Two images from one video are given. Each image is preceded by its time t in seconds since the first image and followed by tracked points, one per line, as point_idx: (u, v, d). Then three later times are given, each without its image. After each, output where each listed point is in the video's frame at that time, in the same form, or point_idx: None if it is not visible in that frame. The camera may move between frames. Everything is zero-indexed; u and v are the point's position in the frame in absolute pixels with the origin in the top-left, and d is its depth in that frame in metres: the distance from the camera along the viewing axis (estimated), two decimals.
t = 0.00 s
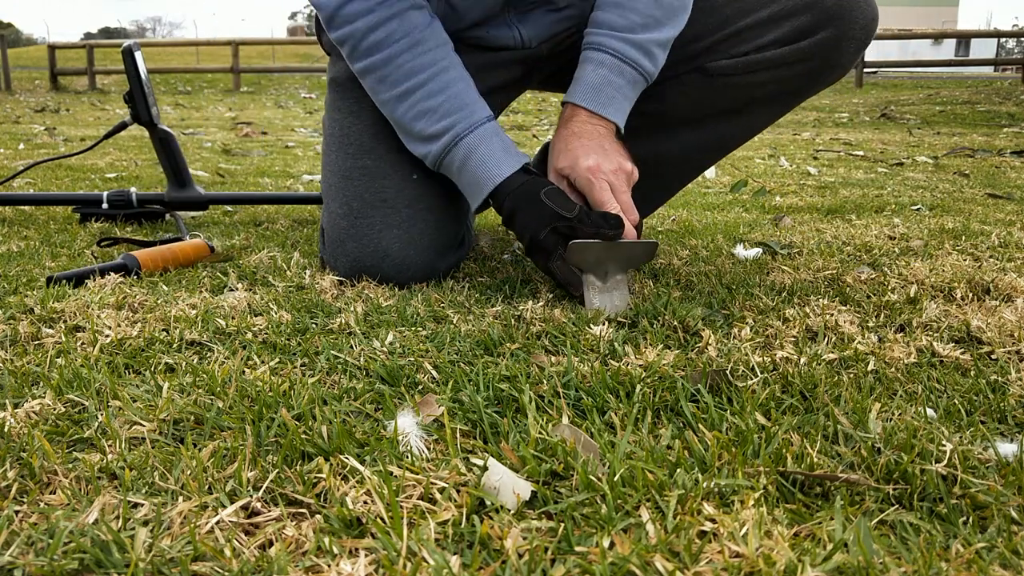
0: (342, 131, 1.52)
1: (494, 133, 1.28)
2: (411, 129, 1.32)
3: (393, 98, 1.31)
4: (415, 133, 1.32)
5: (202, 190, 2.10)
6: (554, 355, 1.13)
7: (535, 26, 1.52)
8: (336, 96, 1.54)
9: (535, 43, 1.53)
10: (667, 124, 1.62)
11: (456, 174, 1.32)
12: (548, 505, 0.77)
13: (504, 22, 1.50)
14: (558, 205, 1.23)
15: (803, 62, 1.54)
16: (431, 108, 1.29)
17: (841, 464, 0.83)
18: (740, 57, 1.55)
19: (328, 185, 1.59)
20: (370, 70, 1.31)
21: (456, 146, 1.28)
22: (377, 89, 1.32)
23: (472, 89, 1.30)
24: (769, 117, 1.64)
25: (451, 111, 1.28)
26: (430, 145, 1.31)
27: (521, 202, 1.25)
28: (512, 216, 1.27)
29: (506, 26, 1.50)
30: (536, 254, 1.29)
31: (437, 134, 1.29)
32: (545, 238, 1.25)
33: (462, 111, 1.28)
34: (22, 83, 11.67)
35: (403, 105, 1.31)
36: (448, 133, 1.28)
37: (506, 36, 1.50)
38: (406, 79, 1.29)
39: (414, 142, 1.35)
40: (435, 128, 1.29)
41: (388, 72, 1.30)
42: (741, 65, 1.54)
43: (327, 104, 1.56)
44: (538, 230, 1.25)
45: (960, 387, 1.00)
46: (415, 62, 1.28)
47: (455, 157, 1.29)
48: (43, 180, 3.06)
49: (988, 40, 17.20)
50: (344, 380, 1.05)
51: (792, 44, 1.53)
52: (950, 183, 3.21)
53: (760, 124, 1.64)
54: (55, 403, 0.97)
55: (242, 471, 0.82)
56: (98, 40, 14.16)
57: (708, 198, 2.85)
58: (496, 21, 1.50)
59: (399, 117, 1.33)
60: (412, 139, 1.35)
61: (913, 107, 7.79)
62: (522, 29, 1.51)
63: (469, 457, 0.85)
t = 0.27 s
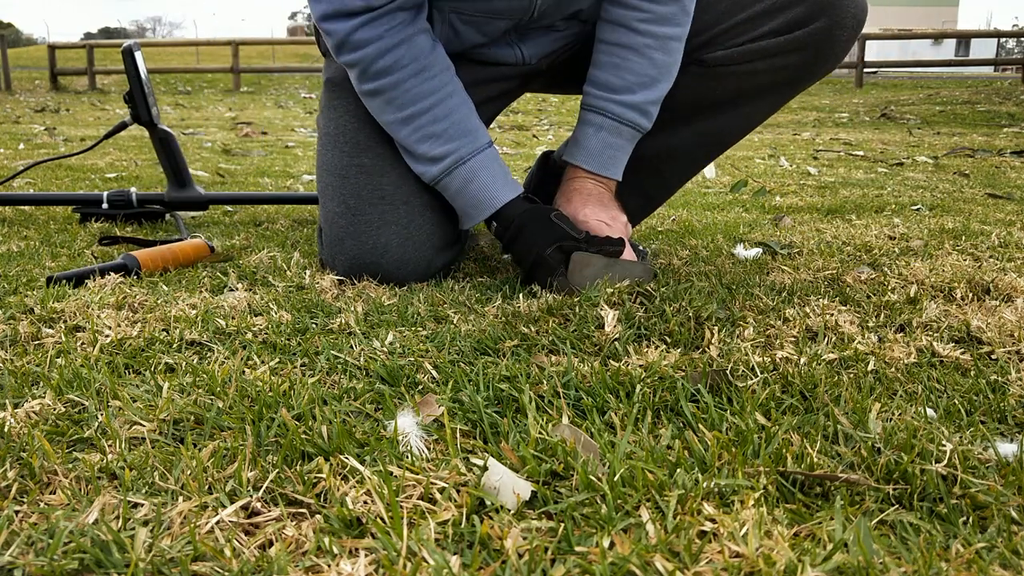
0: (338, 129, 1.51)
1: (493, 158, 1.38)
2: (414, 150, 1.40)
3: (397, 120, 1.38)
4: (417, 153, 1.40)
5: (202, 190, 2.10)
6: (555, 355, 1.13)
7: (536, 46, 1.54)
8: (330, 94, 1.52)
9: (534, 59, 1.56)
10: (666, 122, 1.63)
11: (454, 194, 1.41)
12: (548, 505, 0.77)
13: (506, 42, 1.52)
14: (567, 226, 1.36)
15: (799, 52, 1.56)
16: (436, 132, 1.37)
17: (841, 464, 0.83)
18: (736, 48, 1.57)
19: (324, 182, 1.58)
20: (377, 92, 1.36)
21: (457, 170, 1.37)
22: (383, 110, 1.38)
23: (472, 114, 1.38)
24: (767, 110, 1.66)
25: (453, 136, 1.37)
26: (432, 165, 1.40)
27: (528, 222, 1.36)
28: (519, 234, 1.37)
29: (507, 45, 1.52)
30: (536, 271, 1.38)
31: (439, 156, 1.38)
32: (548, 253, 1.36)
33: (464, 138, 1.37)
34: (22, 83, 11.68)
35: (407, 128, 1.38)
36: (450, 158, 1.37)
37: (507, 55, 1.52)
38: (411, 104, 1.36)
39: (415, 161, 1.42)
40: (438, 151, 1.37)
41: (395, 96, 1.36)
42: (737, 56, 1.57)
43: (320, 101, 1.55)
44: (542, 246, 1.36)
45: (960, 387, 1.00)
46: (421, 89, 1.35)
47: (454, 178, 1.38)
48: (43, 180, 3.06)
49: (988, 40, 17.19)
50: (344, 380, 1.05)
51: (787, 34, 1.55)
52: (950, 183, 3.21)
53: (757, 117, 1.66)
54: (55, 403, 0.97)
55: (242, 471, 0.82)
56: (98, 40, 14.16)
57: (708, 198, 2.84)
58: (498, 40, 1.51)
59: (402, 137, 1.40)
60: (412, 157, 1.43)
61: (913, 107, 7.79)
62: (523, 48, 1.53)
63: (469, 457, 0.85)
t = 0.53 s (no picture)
0: (328, 132, 1.51)
1: (476, 63, 1.26)
2: (394, 76, 1.31)
3: (370, 50, 1.31)
4: (398, 79, 1.30)
5: (202, 190, 2.11)
6: (555, 355, 1.13)
7: (523, 25, 1.53)
8: (318, 98, 1.52)
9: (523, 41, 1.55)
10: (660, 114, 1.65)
11: (443, 114, 1.28)
12: (548, 505, 0.77)
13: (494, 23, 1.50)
14: (576, 154, 1.23)
15: (787, 32, 1.57)
16: (410, 50, 1.28)
17: (841, 464, 0.83)
18: (727, 32, 1.57)
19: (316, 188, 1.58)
20: (348, 24, 1.32)
21: (439, 83, 1.26)
22: (354, 44, 1.33)
23: (446, 31, 1.29)
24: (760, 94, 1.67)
25: (428, 49, 1.27)
26: (414, 88, 1.29)
27: (530, 145, 1.22)
28: (514, 158, 1.24)
29: (495, 25, 1.51)
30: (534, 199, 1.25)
31: (418, 75, 1.27)
32: (557, 184, 1.22)
33: (440, 47, 1.26)
34: (22, 83, 11.68)
35: (381, 55, 1.31)
36: (429, 71, 1.26)
37: (496, 35, 1.51)
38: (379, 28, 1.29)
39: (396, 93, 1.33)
40: (416, 69, 1.27)
41: (363, 23, 1.30)
42: (729, 42, 1.57)
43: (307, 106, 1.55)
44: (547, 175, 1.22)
45: (960, 387, 1.00)
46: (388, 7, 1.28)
47: (437, 93, 1.26)
48: (43, 180, 3.06)
49: (988, 40, 17.19)
50: (344, 380, 1.05)
51: (776, 16, 1.56)
52: (950, 183, 3.21)
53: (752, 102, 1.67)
54: (55, 403, 0.97)
55: (242, 471, 0.82)
56: (98, 40, 14.16)
57: (708, 198, 2.85)
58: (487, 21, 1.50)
59: (379, 67, 1.32)
60: (395, 92, 1.33)
61: (913, 107, 7.79)
62: (512, 28, 1.52)
63: (469, 457, 0.85)
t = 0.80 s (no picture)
0: (320, 131, 1.47)
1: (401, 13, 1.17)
2: (314, 19, 1.21)
3: None
4: (316, 20, 1.20)
5: (202, 190, 2.10)
6: (554, 355, 1.13)
7: None
8: (307, 95, 1.47)
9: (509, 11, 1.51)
10: (649, 118, 1.65)
11: (360, 60, 1.17)
12: (548, 505, 0.77)
13: None
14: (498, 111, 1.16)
15: (769, 28, 1.59)
16: None
17: (841, 464, 0.83)
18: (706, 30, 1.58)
19: (311, 187, 1.56)
20: None
21: (359, 24, 1.15)
22: None
23: None
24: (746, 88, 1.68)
25: None
26: (331, 29, 1.18)
27: (445, 92, 1.12)
28: (424, 107, 1.14)
29: None
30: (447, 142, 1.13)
31: (335, 14, 1.17)
32: (473, 137, 1.13)
33: None
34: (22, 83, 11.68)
35: None
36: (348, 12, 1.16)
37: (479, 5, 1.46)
38: None
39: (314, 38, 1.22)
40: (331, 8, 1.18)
41: None
42: (708, 37, 1.58)
43: (296, 102, 1.50)
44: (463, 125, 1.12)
45: (960, 387, 1.00)
46: None
47: (356, 35, 1.15)
48: (43, 180, 3.06)
49: (988, 40, 17.20)
50: (344, 380, 1.05)
51: (755, 13, 1.58)
52: (950, 183, 3.21)
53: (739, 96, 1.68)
54: (55, 403, 0.97)
55: (242, 471, 0.82)
56: (98, 40, 14.17)
57: (708, 198, 2.85)
58: None
59: (299, 9, 1.22)
60: (313, 36, 1.22)
61: (913, 107, 7.79)
62: None
63: (469, 457, 0.85)
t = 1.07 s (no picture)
0: (317, 128, 1.45)
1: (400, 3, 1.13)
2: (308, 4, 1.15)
3: None
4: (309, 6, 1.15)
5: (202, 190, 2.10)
6: (554, 355, 1.13)
7: None
8: (302, 91, 1.44)
9: None
10: (682, 80, 1.59)
11: (356, 47, 1.12)
12: (548, 505, 0.77)
13: None
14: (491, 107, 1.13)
15: None
16: None
17: (841, 464, 0.83)
18: None
19: (309, 183, 1.55)
20: None
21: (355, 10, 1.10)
22: None
23: None
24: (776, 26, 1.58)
25: None
26: (325, 16, 1.14)
27: (444, 83, 1.09)
28: (423, 92, 1.10)
29: None
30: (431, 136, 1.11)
31: None
32: (468, 132, 1.11)
33: None
34: (22, 83, 11.67)
35: None
36: None
37: None
38: None
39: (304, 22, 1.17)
40: None
41: None
42: None
43: (291, 97, 1.47)
44: (461, 117, 1.10)
45: (960, 387, 1.00)
46: None
47: (353, 20, 1.10)
48: (43, 180, 3.06)
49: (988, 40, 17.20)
50: (344, 380, 1.05)
51: None
52: (950, 183, 3.21)
53: (769, 39, 1.59)
54: (55, 403, 0.97)
55: (242, 471, 0.82)
56: (98, 40, 14.17)
57: (708, 198, 2.85)
58: None
59: None
60: (304, 21, 1.17)
61: (913, 107, 7.79)
62: None
63: (469, 457, 0.85)
